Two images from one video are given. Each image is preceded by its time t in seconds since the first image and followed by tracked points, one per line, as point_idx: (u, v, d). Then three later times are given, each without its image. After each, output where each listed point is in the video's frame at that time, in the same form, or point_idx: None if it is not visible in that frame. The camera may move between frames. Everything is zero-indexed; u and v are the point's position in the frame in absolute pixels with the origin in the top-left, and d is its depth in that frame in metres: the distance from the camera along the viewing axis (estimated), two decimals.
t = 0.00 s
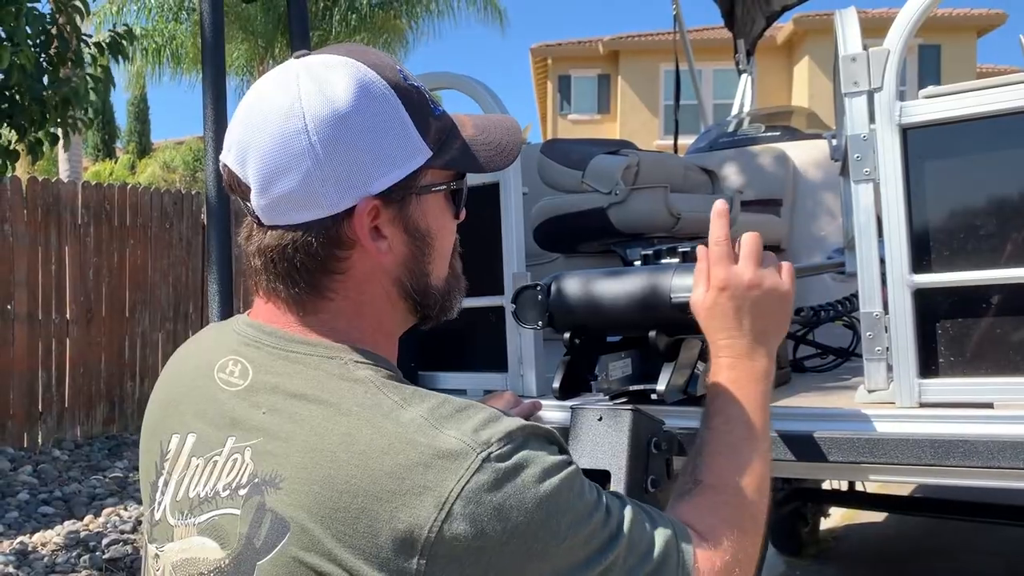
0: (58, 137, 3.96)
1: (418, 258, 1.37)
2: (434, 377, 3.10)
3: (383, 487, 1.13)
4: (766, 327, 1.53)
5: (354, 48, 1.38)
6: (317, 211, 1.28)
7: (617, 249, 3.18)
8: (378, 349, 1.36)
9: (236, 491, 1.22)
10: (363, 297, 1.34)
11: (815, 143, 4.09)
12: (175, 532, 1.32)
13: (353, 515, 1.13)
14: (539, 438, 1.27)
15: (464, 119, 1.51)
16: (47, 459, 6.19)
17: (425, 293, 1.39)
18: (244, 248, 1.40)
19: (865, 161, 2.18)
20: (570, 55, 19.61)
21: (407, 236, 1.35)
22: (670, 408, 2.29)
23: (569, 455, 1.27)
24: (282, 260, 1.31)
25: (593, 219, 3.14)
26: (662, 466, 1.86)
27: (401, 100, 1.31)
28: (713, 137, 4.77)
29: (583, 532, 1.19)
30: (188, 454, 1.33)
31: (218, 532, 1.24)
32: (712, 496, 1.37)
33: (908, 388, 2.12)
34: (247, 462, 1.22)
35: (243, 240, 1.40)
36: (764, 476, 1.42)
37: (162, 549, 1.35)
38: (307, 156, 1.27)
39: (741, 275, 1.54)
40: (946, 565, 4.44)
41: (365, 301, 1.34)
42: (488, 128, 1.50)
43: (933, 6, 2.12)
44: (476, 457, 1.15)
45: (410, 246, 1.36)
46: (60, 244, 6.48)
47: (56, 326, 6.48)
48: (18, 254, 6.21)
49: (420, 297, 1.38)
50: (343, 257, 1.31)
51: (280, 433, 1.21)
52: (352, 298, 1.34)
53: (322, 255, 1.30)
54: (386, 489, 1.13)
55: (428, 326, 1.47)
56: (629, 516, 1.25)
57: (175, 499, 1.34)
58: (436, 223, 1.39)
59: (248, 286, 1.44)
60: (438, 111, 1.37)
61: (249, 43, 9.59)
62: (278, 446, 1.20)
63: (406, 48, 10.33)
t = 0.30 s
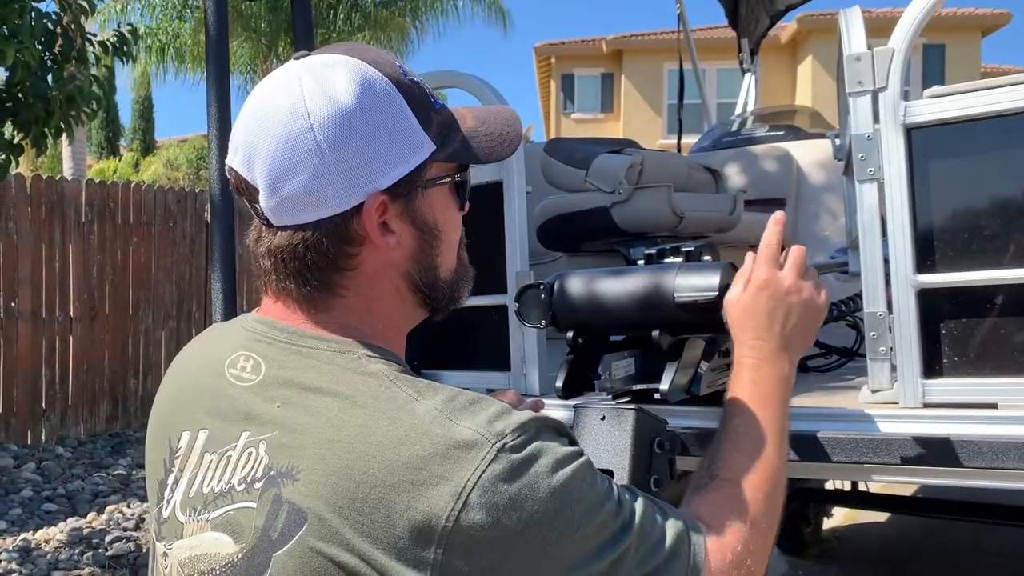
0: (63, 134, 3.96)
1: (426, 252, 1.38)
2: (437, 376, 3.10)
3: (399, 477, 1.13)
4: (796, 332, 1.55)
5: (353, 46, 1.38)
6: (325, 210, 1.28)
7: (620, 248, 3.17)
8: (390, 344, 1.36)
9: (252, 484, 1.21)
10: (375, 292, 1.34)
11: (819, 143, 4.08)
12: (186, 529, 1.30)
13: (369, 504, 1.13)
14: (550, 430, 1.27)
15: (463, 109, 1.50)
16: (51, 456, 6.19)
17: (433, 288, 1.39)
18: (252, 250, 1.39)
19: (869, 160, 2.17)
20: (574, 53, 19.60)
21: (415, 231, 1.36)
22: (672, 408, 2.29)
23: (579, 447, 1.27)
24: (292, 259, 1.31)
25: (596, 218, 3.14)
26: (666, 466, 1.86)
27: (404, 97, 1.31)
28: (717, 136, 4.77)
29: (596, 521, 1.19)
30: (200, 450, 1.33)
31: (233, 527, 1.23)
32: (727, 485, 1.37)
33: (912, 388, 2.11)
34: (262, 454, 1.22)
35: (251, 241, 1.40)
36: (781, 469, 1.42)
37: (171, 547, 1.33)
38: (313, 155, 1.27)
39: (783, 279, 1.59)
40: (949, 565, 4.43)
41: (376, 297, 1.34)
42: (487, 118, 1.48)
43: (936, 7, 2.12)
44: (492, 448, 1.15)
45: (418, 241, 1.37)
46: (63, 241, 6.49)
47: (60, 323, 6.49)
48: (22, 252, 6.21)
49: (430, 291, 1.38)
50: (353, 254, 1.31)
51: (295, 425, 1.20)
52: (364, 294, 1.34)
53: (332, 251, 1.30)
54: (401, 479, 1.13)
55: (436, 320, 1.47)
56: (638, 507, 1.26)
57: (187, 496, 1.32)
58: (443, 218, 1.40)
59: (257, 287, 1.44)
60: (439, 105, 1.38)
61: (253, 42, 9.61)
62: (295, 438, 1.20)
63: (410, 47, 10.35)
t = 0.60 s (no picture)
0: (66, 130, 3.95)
1: (435, 244, 1.37)
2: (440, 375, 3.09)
3: (441, 440, 1.14)
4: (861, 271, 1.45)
5: (354, 43, 1.38)
6: (335, 208, 1.28)
7: (623, 247, 3.15)
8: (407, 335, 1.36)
9: (285, 474, 1.20)
10: (389, 284, 1.34)
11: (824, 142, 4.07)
12: (206, 525, 1.28)
13: (417, 469, 1.14)
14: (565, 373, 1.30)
15: (464, 102, 1.48)
16: (54, 453, 6.19)
17: (444, 278, 1.39)
18: (262, 246, 1.38)
19: (874, 159, 2.16)
20: (577, 52, 19.58)
21: (424, 224, 1.35)
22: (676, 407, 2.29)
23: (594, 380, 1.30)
24: (304, 257, 1.31)
25: (599, 217, 3.13)
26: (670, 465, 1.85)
27: (408, 90, 1.30)
28: (720, 135, 4.76)
29: (626, 438, 1.19)
30: (219, 445, 1.30)
31: (264, 518, 1.21)
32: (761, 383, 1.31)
33: (916, 389, 2.11)
34: (295, 443, 1.20)
35: (259, 238, 1.39)
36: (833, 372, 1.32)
37: (189, 544, 1.31)
38: (320, 154, 1.27)
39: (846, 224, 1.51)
40: (952, 565, 4.42)
41: (390, 289, 1.34)
42: (488, 109, 1.46)
43: (942, 7, 2.11)
44: (522, 400, 1.18)
45: (426, 234, 1.36)
46: (67, 240, 6.49)
47: (64, 321, 6.49)
48: (26, 250, 6.22)
49: (441, 282, 1.38)
50: (365, 248, 1.31)
51: (333, 412, 1.19)
52: (378, 287, 1.33)
53: (344, 247, 1.30)
54: (444, 440, 1.14)
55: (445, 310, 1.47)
56: (662, 414, 1.25)
57: (206, 492, 1.30)
58: (450, 210, 1.39)
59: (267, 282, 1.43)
60: (440, 97, 1.36)
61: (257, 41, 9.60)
62: (334, 425, 1.19)
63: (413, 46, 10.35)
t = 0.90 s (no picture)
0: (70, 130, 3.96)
1: (450, 242, 1.38)
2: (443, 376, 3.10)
3: (479, 409, 1.21)
4: (851, 224, 1.56)
5: (368, 46, 1.39)
6: (350, 209, 1.28)
7: (626, 249, 3.17)
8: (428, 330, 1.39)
9: (325, 464, 1.23)
10: (408, 281, 1.35)
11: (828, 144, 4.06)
12: (236, 523, 1.30)
13: (464, 439, 1.20)
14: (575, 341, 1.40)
15: (471, 101, 1.48)
16: (57, 453, 6.20)
17: (459, 275, 1.39)
18: (277, 249, 1.39)
19: (877, 161, 2.14)
20: (580, 53, 19.57)
21: (438, 224, 1.36)
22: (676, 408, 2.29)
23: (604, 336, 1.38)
24: (321, 259, 1.32)
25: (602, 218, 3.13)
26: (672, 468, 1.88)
27: (420, 92, 1.31)
28: (724, 136, 4.76)
29: (637, 380, 1.26)
30: (246, 443, 1.30)
31: (305, 509, 1.24)
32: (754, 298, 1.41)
33: (919, 391, 2.10)
34: (334, 433, 1.23)
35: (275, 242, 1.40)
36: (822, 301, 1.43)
37: (215, 544, 1.32)
38: (335, 156, 1.28)
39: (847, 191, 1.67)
40: (955, 568, 4.41)
41: (409, 286, 1.35)
42: (496, 106, 1.47)
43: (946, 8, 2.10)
44: (544, 358, 1.27)
45: (441, 233, 1.37)
46: (71, 240, 6.49)
47: (67, 321, 6.49)
48: (29, 250, 6.22)
49: (457, 280, 1.39)
50: (381, 248, 1.32)
51: (374, 398, 1.24)
52: (396, 284, 1.34)
53: (360, 247, 1.31)
54: (482, 408, 1.21)
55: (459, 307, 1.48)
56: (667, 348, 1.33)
57: (233, 490, 1.31)
58: (463, 209, 1.40)
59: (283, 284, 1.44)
60: (451, 97, 1.37)
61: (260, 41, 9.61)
62: (374, 412, 1.23)
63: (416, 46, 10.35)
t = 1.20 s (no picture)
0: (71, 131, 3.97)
1: (476, 253, 1.41)
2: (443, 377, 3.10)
3: (510, 400, 1.27)
4: (846, 217, 1.67)
5: (407, 54, 1.41)
6: (379, 217, 1.31)
7: (626, 251, 3.18)
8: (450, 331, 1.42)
9: (358, 457, 1.25)
10: (432, 287, 1.38)
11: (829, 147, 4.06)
12: (260, 522, 1.30)
13: (498, 426, 1.25)
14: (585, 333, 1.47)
15: (509, 111, 1.50)
16: (56, 453, 6.19)
17: (482, 284, 1.43)
18: (304, 247, 1.42)
19: (878, 164, 2.13)
20: (581, 56, 19.57)
21: (464, 236, 1.39)
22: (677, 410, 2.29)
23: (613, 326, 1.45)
24: (347, 262, 1.35)
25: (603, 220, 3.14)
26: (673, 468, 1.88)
27: (453, 105, 1.34)
28: (724, 139, 4.76)
29: (654, 365, 1.34)
30: (271, 440, 1.32)
31: (337, 504, 1.25)
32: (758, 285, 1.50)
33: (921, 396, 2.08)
34: (367, 427, 1.26)
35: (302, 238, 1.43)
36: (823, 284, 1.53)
37: (236, 542, 1.33)
38: (368, 164, 1.30)
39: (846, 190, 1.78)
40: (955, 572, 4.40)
41: (433, 292, 1.39)
42: (536, 113, 1.50)
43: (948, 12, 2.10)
44: (564, 347, 1.34)
45: (466, 244, 1.40)
46: (71, 241, 6.49)
47: (67, 321, 6.49)
48: (29, 251, 6.22)
49: (480, 288, 1.43)
50: (405, 257, 1.35)
51: (404, 392, 1.28)
52: (420, 290, 1.38)
53: (386, 254, 1.34)
54: (513, 399, 1.27)
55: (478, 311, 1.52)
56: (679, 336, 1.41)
57: (255, 489, 1.32)
58: (490, 221, 1.43)
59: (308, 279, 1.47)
60: (487, 110, 1.41)
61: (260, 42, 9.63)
62: (401, 409, 1.27)
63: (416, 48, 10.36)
